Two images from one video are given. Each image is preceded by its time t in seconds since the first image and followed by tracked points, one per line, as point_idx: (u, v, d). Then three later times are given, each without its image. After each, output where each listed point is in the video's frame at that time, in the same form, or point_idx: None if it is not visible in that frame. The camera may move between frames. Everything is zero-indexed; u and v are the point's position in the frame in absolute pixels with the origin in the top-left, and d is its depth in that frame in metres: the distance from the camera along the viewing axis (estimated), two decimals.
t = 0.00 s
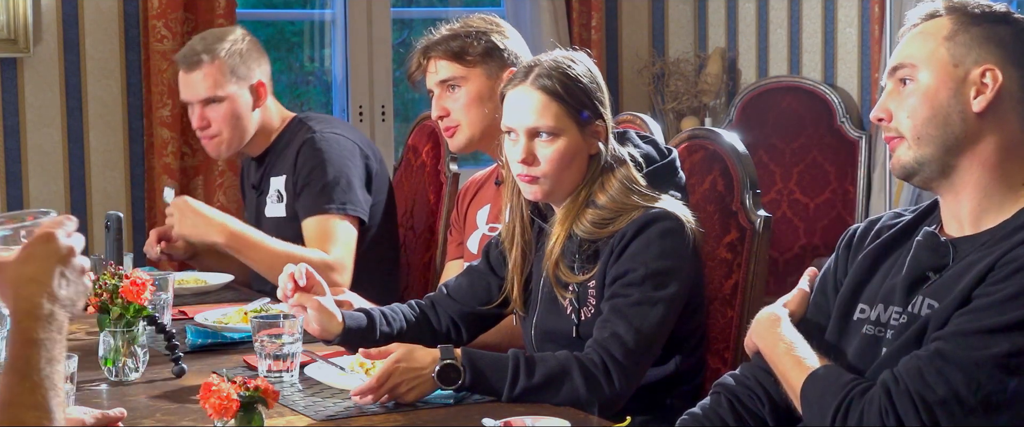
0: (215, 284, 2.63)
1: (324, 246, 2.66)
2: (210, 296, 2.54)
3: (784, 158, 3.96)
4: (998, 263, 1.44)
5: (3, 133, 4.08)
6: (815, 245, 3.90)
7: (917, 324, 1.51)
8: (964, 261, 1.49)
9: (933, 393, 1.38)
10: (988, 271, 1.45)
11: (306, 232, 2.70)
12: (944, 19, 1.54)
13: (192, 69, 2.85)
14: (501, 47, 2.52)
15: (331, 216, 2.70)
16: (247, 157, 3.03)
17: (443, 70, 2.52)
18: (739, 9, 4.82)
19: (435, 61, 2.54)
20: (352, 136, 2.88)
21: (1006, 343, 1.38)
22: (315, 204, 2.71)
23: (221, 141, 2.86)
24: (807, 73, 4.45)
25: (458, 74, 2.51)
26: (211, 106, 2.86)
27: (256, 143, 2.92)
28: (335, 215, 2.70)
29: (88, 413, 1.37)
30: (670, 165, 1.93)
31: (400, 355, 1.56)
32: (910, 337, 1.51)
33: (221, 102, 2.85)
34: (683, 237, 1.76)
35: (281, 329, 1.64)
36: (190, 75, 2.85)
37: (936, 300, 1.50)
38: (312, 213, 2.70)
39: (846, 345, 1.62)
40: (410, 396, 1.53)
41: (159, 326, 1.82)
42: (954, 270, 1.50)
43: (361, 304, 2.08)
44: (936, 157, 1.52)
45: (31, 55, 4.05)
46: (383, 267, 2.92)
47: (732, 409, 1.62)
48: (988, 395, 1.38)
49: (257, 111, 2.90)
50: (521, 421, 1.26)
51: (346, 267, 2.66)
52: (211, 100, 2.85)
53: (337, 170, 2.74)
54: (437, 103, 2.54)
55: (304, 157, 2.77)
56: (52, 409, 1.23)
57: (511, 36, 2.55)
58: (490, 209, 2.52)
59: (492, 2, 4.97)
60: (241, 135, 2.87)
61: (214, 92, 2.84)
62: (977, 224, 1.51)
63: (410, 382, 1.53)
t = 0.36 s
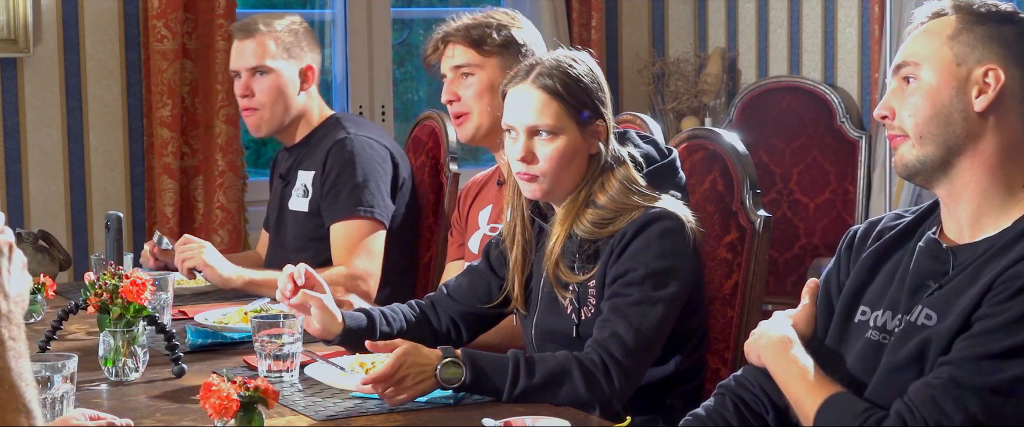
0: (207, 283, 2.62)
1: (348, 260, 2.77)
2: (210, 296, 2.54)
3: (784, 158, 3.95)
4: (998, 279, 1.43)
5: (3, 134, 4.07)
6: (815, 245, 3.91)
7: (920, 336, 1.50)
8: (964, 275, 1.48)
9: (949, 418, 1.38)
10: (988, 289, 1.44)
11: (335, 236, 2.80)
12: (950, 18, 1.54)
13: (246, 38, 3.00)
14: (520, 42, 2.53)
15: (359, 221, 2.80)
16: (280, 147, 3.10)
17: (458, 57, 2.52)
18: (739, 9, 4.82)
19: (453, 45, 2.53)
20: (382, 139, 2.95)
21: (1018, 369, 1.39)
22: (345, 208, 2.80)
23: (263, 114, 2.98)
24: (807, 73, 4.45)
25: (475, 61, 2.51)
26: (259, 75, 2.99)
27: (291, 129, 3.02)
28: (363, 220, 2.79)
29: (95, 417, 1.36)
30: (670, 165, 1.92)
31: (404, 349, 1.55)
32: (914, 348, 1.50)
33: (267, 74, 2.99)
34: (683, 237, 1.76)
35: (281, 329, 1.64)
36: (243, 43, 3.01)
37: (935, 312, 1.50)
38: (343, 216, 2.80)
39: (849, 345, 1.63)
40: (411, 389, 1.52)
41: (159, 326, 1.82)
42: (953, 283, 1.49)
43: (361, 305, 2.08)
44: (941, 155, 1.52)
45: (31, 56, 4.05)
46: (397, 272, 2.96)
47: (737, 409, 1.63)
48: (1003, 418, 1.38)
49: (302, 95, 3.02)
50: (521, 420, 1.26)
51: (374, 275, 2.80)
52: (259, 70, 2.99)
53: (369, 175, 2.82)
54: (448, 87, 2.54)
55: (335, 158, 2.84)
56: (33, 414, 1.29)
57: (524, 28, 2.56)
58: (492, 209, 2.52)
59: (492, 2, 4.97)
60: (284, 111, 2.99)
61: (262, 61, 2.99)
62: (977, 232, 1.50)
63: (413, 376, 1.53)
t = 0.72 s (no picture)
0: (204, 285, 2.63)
1: (353, 257, 2.80)
2: (210, 295, 2.53)
3: (784, 158, 3.95)
4: (1004, 288, 1.43)
5: (3, 134, 4.07)
6: (816, 245, 3.91)
7: (925, 343, 1.50)
8: (967, 283, 1.48)
9: None
10: (993, 300, 1.44)
11: (349, 227, 2.82)
12: (946, 23, 1.54)
13: (290, 24, 3.04)
14: (537, 40, 2.52)
15: (373, 215, 2.82)
16: (302, 136, 3.09)
17: (473, 48, 2.53)
18: (739, 9, 4.82)
19: (470, 36, 2.54)
20: (404, 137, 2.95)
21: None
22: (363, 201, 2.82)
23: (298, 99, 2.99)
24: (807, 73, 4.45)
25: (487, 52, 2.51)
26: (301, 62, 3.02)
27: (326, 115, 3.02)
28: (378, 215, 2.81)
29: (95, 417, 1.36)
30: (669, 165, 1.92)
31: (403, 353, 1.54)
32: (920, 355, 1.50)
33: (308, 62, 3.01)
34: (683, 235, 1.76)
35: (281, 329, 1.63)
36: (286, 30, 3.04)
37: (939, 319, 1.50)
38: (358, 210, 2.82)
39: (852, 349, 1.63)
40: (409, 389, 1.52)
41: (159, 326, 1.82)
42: (957, 291, 1.49)
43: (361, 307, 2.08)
44: (923, 160, 1.54)
45: (30, 56, 4.05)
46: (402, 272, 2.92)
47: (739, 411, 1.62)
48: None
49: (339, 86, 3.04)
50: (521, 421, 1.26)
51: (378, 270, 2.83)
52: (300, 57, 3.02)
53: (389, 172, 2.83)
54: (460, 76, 2.55)
55: (357, 153, 2.86)
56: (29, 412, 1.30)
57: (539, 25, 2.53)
58: (493, 208, 2.53)
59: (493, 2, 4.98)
60: (320, 96, 3.00)
61: (304, 48, 3.02)
62: (975, 237, 1.51)
63: (413, 376, 1.52)
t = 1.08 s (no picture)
0: (205, 285, 2.63)
1: (353, 259, 2.81)
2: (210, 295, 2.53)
3: (784, 158, 3.95)
4: (1000, 287, 1.42)
5: (3, 134, 4.07)
6: (816, 245, 3.92)
7: (923, 342, 1.50)
8: (964, 282, 1.48)
9: None
10: (989, 299, 1.43)
11: (348, 229, 2.83)
12: (942, 25, 1.55)
13: (285, 26, 3.03)
14: (528, 39, 2.52)
15: (372, 217, 2.82)
16: (303, 137, 3.10)
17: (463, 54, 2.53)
18: (739, 9, 4.82)
19: (460, 41, 2.54)
20: (402, 137, 2.95)
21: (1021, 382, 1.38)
22: (362, 202, 2.82)
23: (295, 101, 2.99)
24: (807, 73, 4.44)
25: (482, 58, 2.51)
26: (296, 65, 3.01)
27: (324, 115, 3.02)
28: (377, 216, 2.82)
29: (95, 417, 1.35)
30: (671, 164, 1.92)
31: (399, 357, 1.53)
32: (917, 353, 1.50)
33: (303, 63, 3.01)
34: (683, 234, 1.76)
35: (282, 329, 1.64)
36: (281, 32, 3.03)
37: (936, 317, 1.50)
38: (358, 210, 2.82)
39: (850, 347, 1.63)
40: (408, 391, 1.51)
41: (159, 326, 1.82)
42: (954, 290, 1.49)
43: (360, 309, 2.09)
44: (920, 161, 1.55)
45: (30, 56, 4.05)
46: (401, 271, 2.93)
47: (738, 411, 1.63)
48: None
49: (336, 86, 3.03)
50: (521, 421, 1.26)
51: (378, 271, 2.83)
52: (295, 59, 3.01)
53: (388, 172, 2.84)
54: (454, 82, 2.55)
55: (357, 153, 2.86)
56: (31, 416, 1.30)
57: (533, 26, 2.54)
58: (493, 208, 2.52)
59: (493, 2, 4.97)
60: (318, 98, 2.99)
61: (299, 50, 3.01)
62: (974, 235, 1.51)
63: (410, 379, 1.51)
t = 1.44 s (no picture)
0: (205, 285, 2.63)
1: (356, 262, 2.82)
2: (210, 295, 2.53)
3: (784, 157, 3.95)
4: (1000, 286, 1.42)
5: (3, 133, 4.07)
6: (815, 245, 3.91)
7: (921, 340, 1.50)
8: (963, 280, 1.48)
9: None
10: (989, 298, 1.43)
11: (346, 232, 2.84)
12: (940, 26, 1.54)
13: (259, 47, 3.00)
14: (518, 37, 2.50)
15: (371, 219, 2.83)
16: (303, 138, 3.10)
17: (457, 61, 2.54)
18: (739, 9, 4.82)
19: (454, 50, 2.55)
20: (401, 139, 2.95)
21: (1021, 381, 1.38)
22: (360, 204, 2.84)
23: (281, 123, 2.97)
24: (807, 73, 4.44)
25: (476, 64, 2.51)
26: (274, 87, 2.98)
27: (319, 124, 3.00)
28: (376, 219, 2.83)
29: (95, 417, 1.35)
30: (673, 164, 1.91)
31: (398, 355, 1.53)
32: (915, 352, 1.50)
33: (283, 82, 2.96)
34: (684, 233, 1.76)
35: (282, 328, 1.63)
36: (258, 53, 3.00)
37: (935, 315, 1.50)
38: (357, 213, 2.83)
39: (849, 345, 1.63)
40: (409, 391, 1.51)
41: (159, 326, 1.82)
42: (953, 288, 1.49)
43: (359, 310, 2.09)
44: (918, 163, 1.55)
45: (31, 56, 4.05)
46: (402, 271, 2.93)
47: (738, 410, 1.63)
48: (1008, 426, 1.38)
49: (321, 93, 2.99)
50: (521, 421, 1.27)
51: (379, 275, 2.82)
52: (271, 82, 2.98)
53: (386, 173, 2.85)
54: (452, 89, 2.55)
55: (355, 153, 2.87)
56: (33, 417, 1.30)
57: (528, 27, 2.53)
58: (494, 209, 2.52)
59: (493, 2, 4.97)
60: (306, 113, 2.97)
61: (277, 71, 2.97)
62: (973, 233, 1.51)
63: (410, 377, 1.51)
